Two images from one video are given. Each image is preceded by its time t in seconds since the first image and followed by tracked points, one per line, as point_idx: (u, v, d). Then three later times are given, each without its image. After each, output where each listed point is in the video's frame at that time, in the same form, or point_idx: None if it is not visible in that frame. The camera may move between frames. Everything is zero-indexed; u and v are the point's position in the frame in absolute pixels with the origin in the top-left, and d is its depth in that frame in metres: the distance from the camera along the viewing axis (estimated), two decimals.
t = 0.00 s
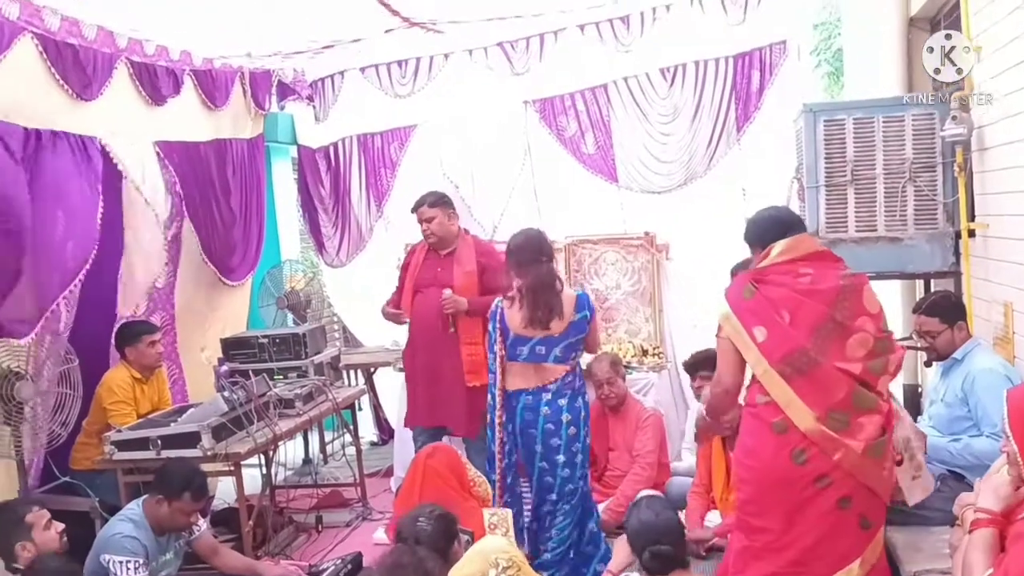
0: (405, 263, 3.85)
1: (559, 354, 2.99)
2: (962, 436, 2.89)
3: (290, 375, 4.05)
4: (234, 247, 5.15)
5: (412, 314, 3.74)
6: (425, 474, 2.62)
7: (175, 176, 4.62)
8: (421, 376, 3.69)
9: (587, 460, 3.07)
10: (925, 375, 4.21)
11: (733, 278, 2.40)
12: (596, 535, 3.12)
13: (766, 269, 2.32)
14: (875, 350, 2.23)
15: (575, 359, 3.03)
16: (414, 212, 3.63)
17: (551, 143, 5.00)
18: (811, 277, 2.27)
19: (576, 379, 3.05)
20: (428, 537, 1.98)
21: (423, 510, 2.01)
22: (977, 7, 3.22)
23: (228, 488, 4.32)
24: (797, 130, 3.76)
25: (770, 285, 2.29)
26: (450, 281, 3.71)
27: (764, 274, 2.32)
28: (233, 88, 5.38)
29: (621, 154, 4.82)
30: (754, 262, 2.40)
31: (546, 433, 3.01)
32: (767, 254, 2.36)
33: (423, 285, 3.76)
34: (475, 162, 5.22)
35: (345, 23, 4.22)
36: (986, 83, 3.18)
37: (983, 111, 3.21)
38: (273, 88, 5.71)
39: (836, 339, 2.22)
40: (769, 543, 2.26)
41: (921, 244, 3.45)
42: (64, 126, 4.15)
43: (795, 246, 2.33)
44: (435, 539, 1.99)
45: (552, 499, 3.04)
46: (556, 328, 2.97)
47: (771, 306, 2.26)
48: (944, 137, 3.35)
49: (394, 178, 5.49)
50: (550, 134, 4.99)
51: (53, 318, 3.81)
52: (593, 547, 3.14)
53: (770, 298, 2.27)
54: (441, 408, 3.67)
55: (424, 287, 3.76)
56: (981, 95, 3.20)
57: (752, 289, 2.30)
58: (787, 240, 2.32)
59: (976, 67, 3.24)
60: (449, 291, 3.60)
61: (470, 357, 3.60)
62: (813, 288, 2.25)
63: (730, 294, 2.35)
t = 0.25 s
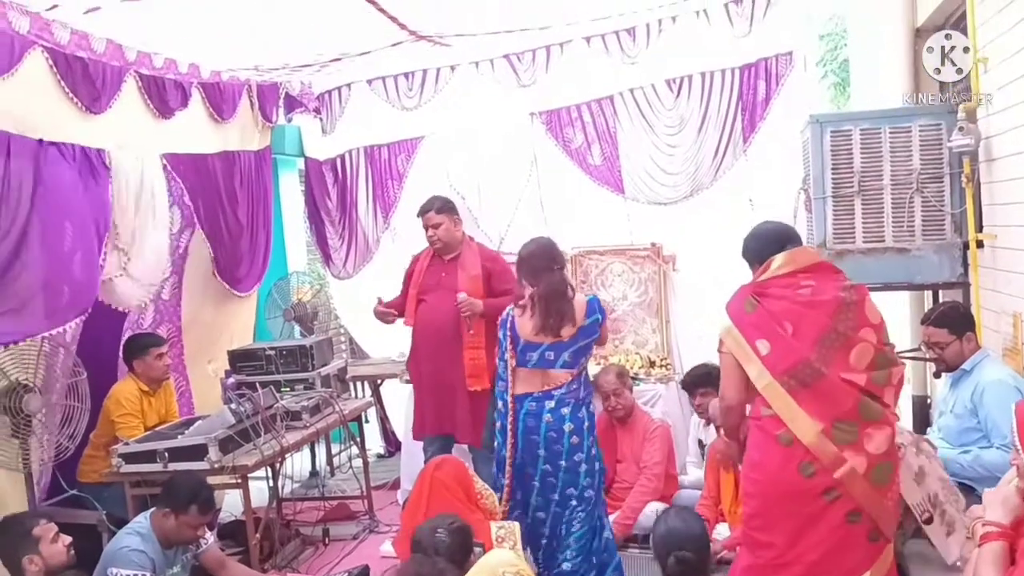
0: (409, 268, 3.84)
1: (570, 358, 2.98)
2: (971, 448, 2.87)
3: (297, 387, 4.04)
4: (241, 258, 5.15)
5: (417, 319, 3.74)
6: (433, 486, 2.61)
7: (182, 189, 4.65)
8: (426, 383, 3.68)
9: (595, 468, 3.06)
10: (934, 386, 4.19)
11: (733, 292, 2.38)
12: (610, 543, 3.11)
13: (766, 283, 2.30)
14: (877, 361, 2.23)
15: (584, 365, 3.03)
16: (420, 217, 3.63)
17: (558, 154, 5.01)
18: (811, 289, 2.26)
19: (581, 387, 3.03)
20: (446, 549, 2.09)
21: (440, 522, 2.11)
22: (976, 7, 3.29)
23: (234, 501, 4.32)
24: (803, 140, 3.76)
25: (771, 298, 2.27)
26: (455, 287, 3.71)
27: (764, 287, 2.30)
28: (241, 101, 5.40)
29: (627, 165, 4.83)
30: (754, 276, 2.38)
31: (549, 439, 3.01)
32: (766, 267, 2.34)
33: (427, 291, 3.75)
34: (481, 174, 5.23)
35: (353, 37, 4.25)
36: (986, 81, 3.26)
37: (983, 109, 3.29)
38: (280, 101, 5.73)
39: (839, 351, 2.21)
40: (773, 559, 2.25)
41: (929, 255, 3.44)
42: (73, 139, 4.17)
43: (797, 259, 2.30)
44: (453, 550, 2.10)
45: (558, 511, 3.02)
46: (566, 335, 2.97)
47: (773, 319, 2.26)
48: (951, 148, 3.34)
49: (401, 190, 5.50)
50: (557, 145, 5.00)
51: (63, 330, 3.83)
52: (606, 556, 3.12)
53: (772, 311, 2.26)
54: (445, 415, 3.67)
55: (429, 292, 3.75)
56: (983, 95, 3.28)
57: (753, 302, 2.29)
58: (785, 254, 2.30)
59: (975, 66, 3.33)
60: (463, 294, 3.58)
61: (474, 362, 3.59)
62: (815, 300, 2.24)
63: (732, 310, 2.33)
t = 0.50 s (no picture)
0: (410, 283, 3.84)
1: (575, 375, 2.99)
2: (976, 458, 2.87)
3: (302, 399, 4.05)
4: (245, 271, 5.17)
5: (420, 334, 3.74)
6: (437, 497, 2.60)
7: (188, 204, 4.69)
8: (430, 398, 3.68)
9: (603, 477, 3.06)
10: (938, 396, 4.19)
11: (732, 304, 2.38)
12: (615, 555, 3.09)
13: (764, 294, 2.31)
14: (879, 367, 2.25)
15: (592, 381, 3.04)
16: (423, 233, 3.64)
17: (561, 166, 5.02)
18: (809, 298, 2.28)
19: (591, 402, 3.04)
20: (459, 560, 2.08)
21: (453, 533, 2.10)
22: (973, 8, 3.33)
23: (238, 512, 4.32)
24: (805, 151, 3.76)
25: (772, 308, 2.28)
26: (458, 302, 3.71)
27: (763, 298, 2.31)
28: (246, 113, 5.42)
29: (631, 176, 4.85)
30: (750, 289, 2.40)
31: (567, 454, 2.99)
32: (762, 279, 2.36)
33: (430, 306, 3.75)
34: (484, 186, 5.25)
35: (358, 49, 4.28)
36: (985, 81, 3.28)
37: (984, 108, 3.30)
38: (285, 113, 5.70)
39: (843, 358, 2.22)
40: (783, 570, 2.22)
41: (932, 265, 3.44)
42: (80, 151, 4.19)
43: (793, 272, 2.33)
44: (465, 561, 2.08)
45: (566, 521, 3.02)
46: (570, 350, 2.98)
47: (776, 328, 2.26)
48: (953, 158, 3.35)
49: (405, 201, 5.52)
50: (560, 157, 5.02)
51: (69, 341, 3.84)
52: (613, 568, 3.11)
53: (774, 320, 2.27)
54: (450, 431, 3.67)
55: (432, 307, 3.75)
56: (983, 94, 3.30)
57: (753, 313, 2.30)
58: (779, 265, 2.33)
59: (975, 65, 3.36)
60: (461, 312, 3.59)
61: (478, 378, 3.60)
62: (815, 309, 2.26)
63: (731, 321, 2.33)
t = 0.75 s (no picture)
0: (404, 290, 3.84)
1: (571, 381, 2.98)
2: (971, 469, 2.86)
3: (295, 410, 4.03)
4: (240, 281, 5.17)
5: (412, 341, 3.73)
6: (431, 508, 2.57)
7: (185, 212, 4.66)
8: (422, 405, 3.67)
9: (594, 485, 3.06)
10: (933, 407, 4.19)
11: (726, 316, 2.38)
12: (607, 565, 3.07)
13: (759, 306, 2.33)
14: (873, 377, 2.26)
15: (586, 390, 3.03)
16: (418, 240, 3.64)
17: (556, 177, 5.03)
18: (805, 309, 2.29)
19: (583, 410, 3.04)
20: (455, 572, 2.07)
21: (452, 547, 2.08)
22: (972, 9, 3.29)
23: (230, 524, 4.30)
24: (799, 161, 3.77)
25: (770, 320, 2.29)
26: (451, 309, 3.71)
27: (760, 311, 2.32)
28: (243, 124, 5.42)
29: (626, 187, 4.86)
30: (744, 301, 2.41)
31: (550, 462, 2.99)
32: (756, 290, 2.38)
33: (424, 312, 3.75)
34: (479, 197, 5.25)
35: (353, 61, 4.29)
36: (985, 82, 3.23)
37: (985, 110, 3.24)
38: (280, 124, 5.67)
39: (842, 366, 2.23)
40: None
41: (926, 275, 3.44)
42: (75, 163, 4.19)
43: (785, 283, 2.35)
44: None
45: (559, 533, 3.01)
46: (570, 356, 2.97)
47: (775, 337, 2.27)
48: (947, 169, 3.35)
49: (400, 212, 5.52)
50: (556, 168, 5.03)
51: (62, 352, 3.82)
52: None
53: (773, 330, 2.27)
54: (441, 439, 3.65)
55: (425, 314, 3.75)
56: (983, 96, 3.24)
57: (751, 323, 2.30)
58: (770, 279, 2.35)
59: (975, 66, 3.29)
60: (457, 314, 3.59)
61: (469, 384, 3.60)
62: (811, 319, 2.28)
63: (727, 332, 2.33)
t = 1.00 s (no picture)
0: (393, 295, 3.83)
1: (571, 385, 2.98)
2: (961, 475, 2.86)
3: (285, 415, 4.03)
4: (229, 285, 5.14)
5: (402, 346, 3.72)
6: (421, 512, 2.56)
7: (177, 213, 4.66)
8: (411, 411, 3.66)
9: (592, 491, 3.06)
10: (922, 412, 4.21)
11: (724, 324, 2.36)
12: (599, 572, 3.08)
13: (758, 313, 2.33)
14: (866, 385, 2.29)
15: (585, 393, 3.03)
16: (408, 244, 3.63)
17: (548, 182, 5.04)
18: (801, 318, 2.31)
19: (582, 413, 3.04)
20: None
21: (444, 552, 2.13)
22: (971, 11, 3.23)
23: (220, 530, 4.27)
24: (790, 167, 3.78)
25: (769, 327, 2.29)
26: (441, 314, 3.71)
27: (759, 317, 2.32)
28: (232, 128, 5.42)
29: (618, 193, 4.86)
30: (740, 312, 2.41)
31: (559, 468, 2.97)
32: (751, 300, 2.39)
33: (414, 318, 3.74)
34: (471, 201, 5.25)
35: (345, 65, 4.29)
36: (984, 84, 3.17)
37: (984, 112, 3.17)
38: (270, 127, 5.72)
39: (840, 371, 2.26)
40: None
41: (916, 281, 3.46)
42: (64, 166, 4.17)
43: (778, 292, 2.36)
44: None
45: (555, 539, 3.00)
46: (565, 362, 2.98)
47: (775, 342, 2.27)
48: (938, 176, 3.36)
49: (392, 216, 5.51)
50: (548, 173, 5.03)
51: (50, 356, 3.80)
52: None
53: (773, 334, 2.28)
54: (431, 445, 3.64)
55: (415, 319, 3.74)
56: (982, 97, 3.17)
57: (750, 329, 2.30)
58: (767, 288, 2.36)
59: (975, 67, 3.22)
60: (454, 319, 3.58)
61: (461, 391, 3.59)
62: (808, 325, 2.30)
63: (727, 339, 2.31)
